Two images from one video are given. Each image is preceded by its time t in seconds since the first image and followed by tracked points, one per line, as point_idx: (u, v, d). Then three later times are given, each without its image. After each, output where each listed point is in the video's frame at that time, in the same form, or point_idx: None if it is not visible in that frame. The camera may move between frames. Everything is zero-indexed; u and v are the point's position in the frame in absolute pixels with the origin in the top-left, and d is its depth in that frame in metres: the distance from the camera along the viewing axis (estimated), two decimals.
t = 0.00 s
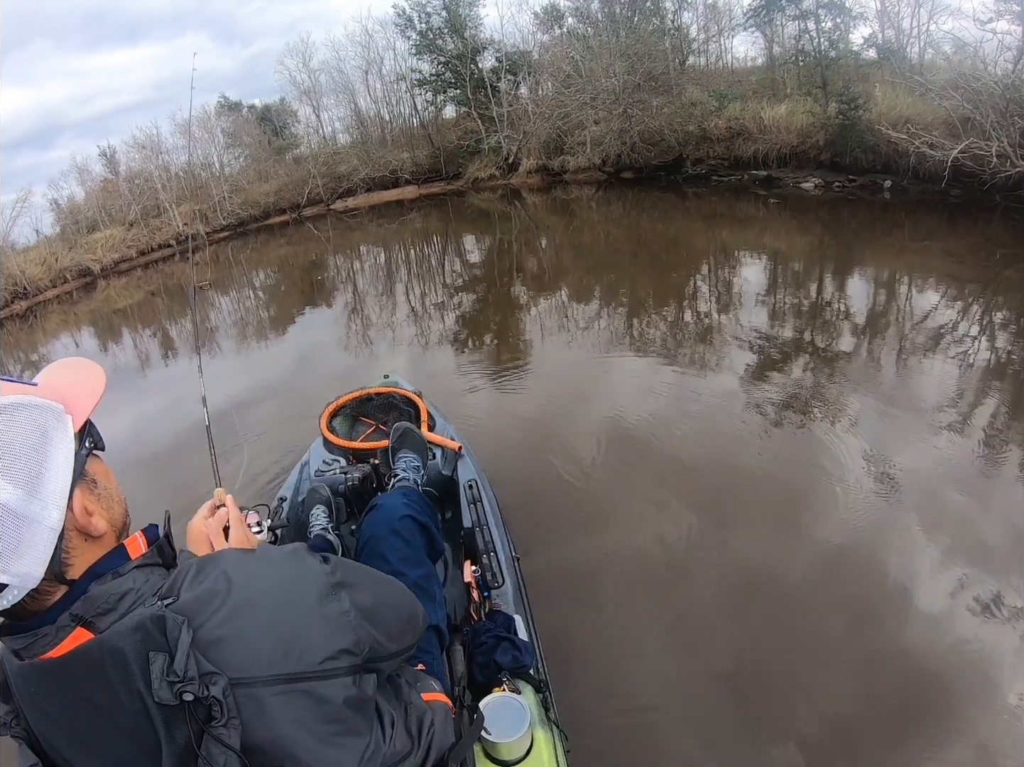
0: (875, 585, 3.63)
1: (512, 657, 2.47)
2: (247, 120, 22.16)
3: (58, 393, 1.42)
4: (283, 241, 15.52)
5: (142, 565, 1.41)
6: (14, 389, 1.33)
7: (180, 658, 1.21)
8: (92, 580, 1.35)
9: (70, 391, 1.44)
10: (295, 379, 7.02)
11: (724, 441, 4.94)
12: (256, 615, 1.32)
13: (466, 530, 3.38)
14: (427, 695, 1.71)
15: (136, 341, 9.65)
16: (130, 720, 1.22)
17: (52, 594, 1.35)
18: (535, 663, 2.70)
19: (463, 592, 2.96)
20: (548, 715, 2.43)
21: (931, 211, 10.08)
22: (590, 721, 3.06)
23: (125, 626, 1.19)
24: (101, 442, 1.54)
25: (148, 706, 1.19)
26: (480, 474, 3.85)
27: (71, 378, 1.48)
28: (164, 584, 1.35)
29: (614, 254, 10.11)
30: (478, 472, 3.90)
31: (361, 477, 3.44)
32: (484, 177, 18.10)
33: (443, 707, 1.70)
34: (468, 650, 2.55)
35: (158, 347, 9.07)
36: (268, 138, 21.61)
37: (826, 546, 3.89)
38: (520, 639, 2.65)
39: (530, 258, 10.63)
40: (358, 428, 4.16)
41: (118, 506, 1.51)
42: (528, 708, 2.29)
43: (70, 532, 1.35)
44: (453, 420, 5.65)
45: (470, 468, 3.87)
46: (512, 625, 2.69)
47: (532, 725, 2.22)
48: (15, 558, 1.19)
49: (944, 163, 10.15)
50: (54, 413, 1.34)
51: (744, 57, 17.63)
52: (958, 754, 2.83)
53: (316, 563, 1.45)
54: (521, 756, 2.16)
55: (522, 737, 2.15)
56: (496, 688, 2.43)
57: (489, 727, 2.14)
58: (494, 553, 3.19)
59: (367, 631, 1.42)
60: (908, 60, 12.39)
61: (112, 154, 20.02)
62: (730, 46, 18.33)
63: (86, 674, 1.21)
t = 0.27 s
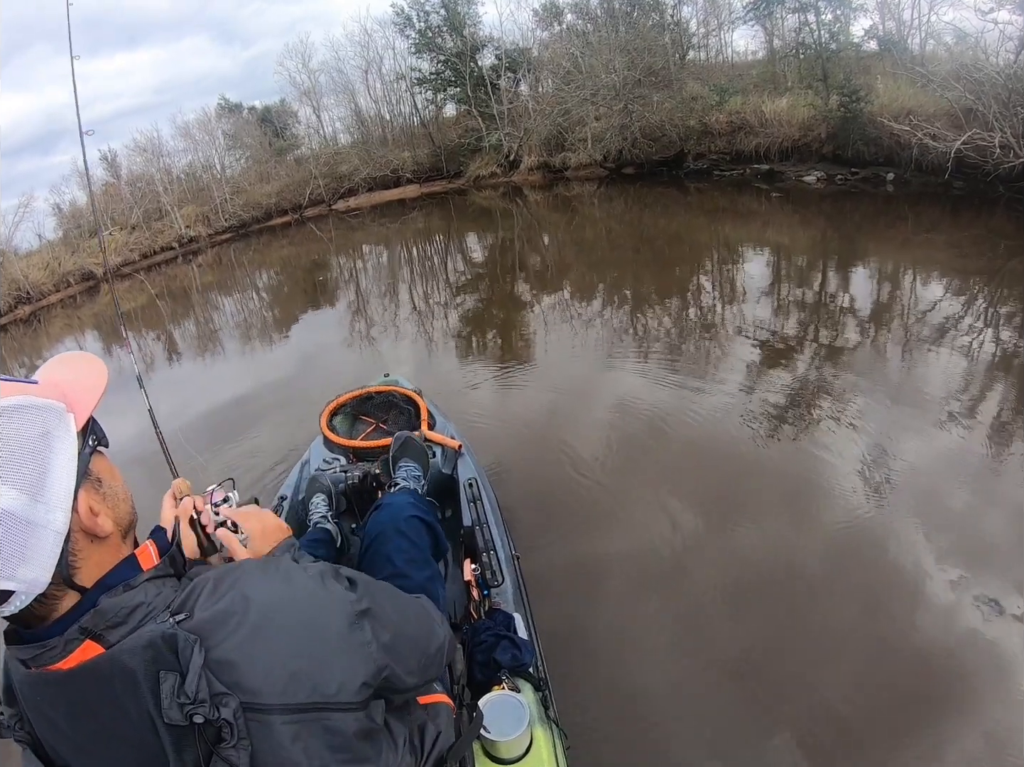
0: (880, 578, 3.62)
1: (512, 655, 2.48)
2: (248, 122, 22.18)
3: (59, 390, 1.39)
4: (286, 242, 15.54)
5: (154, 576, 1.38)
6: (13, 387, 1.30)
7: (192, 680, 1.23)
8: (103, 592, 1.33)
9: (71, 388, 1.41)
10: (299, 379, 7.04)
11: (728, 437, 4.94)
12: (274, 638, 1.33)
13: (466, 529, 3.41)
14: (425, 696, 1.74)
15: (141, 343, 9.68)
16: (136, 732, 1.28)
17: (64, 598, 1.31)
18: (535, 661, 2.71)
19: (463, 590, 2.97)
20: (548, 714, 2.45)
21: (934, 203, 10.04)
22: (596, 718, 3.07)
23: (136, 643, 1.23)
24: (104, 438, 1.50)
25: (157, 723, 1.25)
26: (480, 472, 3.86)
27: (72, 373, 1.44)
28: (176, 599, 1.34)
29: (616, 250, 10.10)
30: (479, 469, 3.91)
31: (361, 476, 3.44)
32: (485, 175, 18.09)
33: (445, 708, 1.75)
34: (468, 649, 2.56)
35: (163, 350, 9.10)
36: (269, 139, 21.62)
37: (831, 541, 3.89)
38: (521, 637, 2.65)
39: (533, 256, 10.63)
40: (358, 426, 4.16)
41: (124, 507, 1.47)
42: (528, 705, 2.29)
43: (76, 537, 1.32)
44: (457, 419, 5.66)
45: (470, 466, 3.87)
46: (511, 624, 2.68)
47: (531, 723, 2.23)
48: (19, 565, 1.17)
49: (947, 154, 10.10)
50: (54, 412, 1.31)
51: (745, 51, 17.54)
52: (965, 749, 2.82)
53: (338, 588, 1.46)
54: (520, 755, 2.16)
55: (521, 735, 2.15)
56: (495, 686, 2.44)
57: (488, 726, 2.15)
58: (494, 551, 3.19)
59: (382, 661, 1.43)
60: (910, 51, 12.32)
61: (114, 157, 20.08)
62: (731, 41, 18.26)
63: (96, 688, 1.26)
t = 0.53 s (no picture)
0: (888, 571, 3.63)
1: (512, 653, 2.49)
2: (249, 123, 22.19)
3: (73, 387, 1.38)
4: (288, 242, 15.56)
5: (181, 576, 1.40)
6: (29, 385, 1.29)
7: (224, 679, 1.26)
8: (129, 591, 1.34)
9: (84, 387, 1.41)
10: (305, 379, 7.06)
11: (733, 432, 4.94)
12: (299, 637, 1.36)
13: (467, 526, 3.43)
14: (427, 690, 1.64)
15: (145, 346, 9.70)
16: (164, 734, 1.29)
17: (85, 601, 1.29)
18: (536, 659, 2.72)
19: (464, 589, 2.96)
20: (551, 711, 2.47)
21: (938, 196, 10.01)
22: (606, 713, 3.08)
23: (166, 643, 1.24)
24: (118, 433, 1.49)
25: (188, 724, 1.27)
26: (481, 470, 3.86)
27: (85, 370, 1.45)
28: (205, 598, 1.37)
29: (619, 246, 10.11)
30: (480, 467, 3.92)
31: (363, 475, 3.45)
32: (487, 173, 18.10)
33: (447, 703, 1.66)
34: (469, 647, 2.58)
35: (167, 352, 9.12)
36: (270, 139, 21.62)
37: (838, 534, 3.90)
38: (521, 635, 2.66)
39: (536, 254, 10.63)
40: (359, 424, 4.17)
41: (140, 503, 1.45)
42: (529, 703, 2.30)
43: (98, 536, 1.31)
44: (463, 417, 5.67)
45: (472, 464, 3.89)
46: (513, 622, 2.68)
47: (533, 721, 2.23)
48: (45, 568, 1.18)
49: (951, 147, 10.07)
50: (70, 411, 1.31)
51: (745, 46, 17.49)
52: (972, 742, 2.83)
53: (358, 583, 1.49)
54: (521, 752, 2.17)
55: (522, 734, 2.16)
56: (497, 684, 2.45)
57: (489, 724, 2.16)
58: (495, 549, 3.19)
59: (402, 653, 1.47)
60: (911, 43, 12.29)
61: (115, 160, 20.11)
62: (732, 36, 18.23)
63: (123, 688, 1.27)
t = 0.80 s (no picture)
0: (891, 567, 3.63)
1: (511, 654, 2.50)
2: (250, 124, 22.20)
3: (81, 383, 1.39)
4: (290, 243, 15.57)
5: (185, 573, 1.40)
6: (37, 381, 1.30)
7: (229, 675, 1.26)
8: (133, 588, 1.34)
9: (92, 383, 1.42)
10: (308, 380, 7.08)
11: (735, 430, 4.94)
12: (301, 633, 1.36)
13: (466, 527, 3.44)
14: (424, 691, 1.65)
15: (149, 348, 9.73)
16: (169, 731, 1.31)
17: (89, 598, 1.28)
18: (535, 658, 2.73)
19: (463, 589, 2.97)
20: (548, 711, 2.47)
21: (941, 190, 9.98)
22: (609, 711, 3.09)
23: (169, 640, 1.25)
24: (126, 432, 1.49)
25: (192, 720, 1.28)
26: (481, 470, 3.87)
27: (94, 367, 1.46)
28: (208, 595, 1.37)
29: (621, 244, 10.10)
30: (480, 467, 3.93)
31: (362, 476, 3.47)
32: (489, 171, 18.10)
33: (444, 704, 1.67)
34: (467, 648, 2.58)
35: (171, 353, 9.15)
36: (271, 140, 21.64)
37: (840, 531, 3.90)
38: (520, 635, 2.67)
39: (539, 251, 10.63)
40: (359, 425, 4.18)
41: (146, 503, 1.43)
42: (527, 704, 2.32)
43: (104, 533, 1.30)
44: (465, 416, 5.68)
45: (471, 464, 3.90)
46: (511, 622, 2.70)
47: (530, 722, 2.25)
48: (49, 564, 1.18)
49: (954, 141, 10.04)
50: (79, 407, 1.32)
51: (747, 41, 17.44)
52: (976, 737, 2.82)
53: (356, 579, 1.50)
54: (519, 754, 2.18)
55: (519, 735, 2.17)
56: (495, 685, 2.46)
57: (486, 725, 2.17)
58: (494, 550, 3.20)
59: (401, 648, 1.49)
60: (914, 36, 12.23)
61: (117, 163, 20.14)
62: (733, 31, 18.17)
63: (126, 685, 1.28)
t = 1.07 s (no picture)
0: (896, 565, 3.63)
1: (517, 653, 2.50)
2: (251, 125, 22.19)
3: (99, 386, 1.40)
4: (292, 243, 15.59)
5: (200, 577, 1.40)
6: (57, 384, 1.32)
7: (245, 680, 1.27)
8: (147, 592, 1.34)
9: (111, 385, 1.43)
10: (312, 380, 7.09)
11: (740, 427, 4.94)
12: (316, 636, 1.37)
13: (471, 526, 3.46)
14: (433, 690, 1.62)
15: (153, 349, 9.76)
16: (184, 734, 1.32)
17: (103, 602, 1.29)
18: (542, 657, 2.73)
19: (468, 589, 2.98)
20: (556, 709, 2.48)
21: (944, 186, 9.96)
22: (615, 709, 3.10)
23: (184, 644, 1.26)
24: (143, 437, 1.50)
25: (207, 725, 1.29)
26: (485, 469, 3.87)
27: (112, 369, 1.47)
28: (222, 599, 1.37)
29: (623, 242, 10.09)
30: (484, 466, 3.94)
31: (366, 476, 3.48)
32: (490, 170, 18.09)
33: (451, 703, 1.64)
34: (474, 647, 2.60)
35: (176, 354, 9.18)
36: (273, 141, 21.66)
37: (845, 528, 3.90)
38: (525, 634, 2.68)
39: (541, 250, 10.64)
40: (363, 425, 4.18)
41: (162, 508, 1.45)
42: (534, 703, 2.32)
43: (121, 536, 1.32)
44: (470, 416, 5.69)
45: (475, 463, 3.90)
46: (516, 622, 2.72)
47: (536, 720, 2.25)
48: (65, 567, 1.19)
49: (957, 136, 10.01)
50: (98, 409, 1.33)
51: (749, 38, 17.39)
52: (983, 735, 2.82)
53: (369, 581, 1.51)
54: (526, 752, 2.19)
55: (526, 733, 2.18)
56: (501, 684, 2.47)
57: (493, 724, 2.17)
58: (499, 549, 3.21)
59: (414, 649, 1.50)
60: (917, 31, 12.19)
61: (119, 164, 20.18)
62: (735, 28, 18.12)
63: (141, 689, 1.28)
